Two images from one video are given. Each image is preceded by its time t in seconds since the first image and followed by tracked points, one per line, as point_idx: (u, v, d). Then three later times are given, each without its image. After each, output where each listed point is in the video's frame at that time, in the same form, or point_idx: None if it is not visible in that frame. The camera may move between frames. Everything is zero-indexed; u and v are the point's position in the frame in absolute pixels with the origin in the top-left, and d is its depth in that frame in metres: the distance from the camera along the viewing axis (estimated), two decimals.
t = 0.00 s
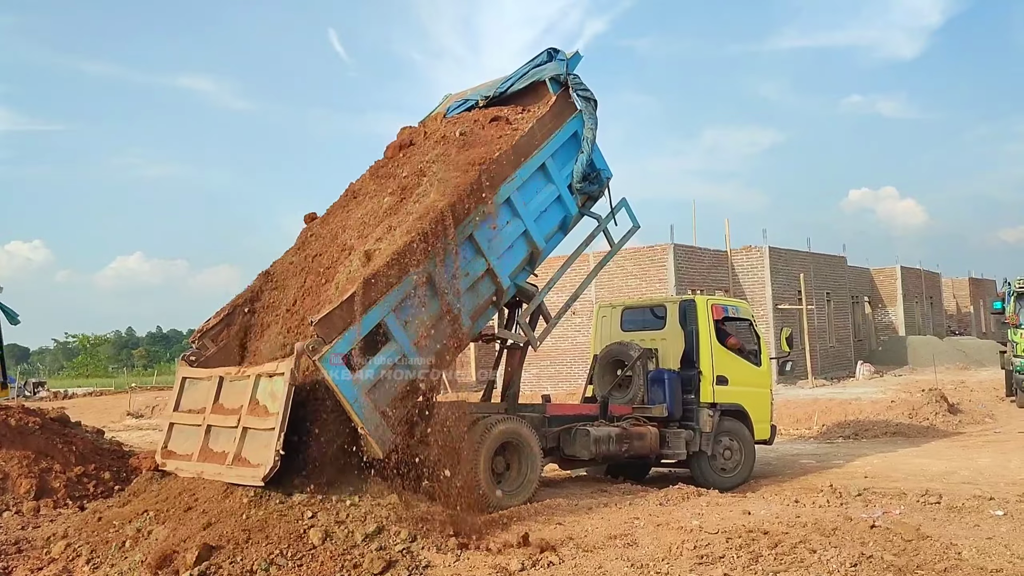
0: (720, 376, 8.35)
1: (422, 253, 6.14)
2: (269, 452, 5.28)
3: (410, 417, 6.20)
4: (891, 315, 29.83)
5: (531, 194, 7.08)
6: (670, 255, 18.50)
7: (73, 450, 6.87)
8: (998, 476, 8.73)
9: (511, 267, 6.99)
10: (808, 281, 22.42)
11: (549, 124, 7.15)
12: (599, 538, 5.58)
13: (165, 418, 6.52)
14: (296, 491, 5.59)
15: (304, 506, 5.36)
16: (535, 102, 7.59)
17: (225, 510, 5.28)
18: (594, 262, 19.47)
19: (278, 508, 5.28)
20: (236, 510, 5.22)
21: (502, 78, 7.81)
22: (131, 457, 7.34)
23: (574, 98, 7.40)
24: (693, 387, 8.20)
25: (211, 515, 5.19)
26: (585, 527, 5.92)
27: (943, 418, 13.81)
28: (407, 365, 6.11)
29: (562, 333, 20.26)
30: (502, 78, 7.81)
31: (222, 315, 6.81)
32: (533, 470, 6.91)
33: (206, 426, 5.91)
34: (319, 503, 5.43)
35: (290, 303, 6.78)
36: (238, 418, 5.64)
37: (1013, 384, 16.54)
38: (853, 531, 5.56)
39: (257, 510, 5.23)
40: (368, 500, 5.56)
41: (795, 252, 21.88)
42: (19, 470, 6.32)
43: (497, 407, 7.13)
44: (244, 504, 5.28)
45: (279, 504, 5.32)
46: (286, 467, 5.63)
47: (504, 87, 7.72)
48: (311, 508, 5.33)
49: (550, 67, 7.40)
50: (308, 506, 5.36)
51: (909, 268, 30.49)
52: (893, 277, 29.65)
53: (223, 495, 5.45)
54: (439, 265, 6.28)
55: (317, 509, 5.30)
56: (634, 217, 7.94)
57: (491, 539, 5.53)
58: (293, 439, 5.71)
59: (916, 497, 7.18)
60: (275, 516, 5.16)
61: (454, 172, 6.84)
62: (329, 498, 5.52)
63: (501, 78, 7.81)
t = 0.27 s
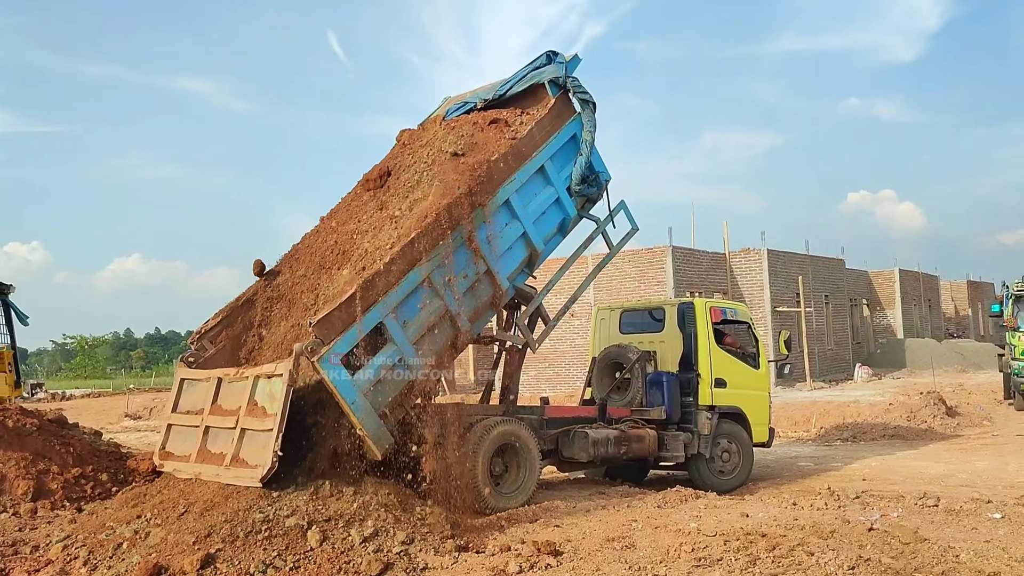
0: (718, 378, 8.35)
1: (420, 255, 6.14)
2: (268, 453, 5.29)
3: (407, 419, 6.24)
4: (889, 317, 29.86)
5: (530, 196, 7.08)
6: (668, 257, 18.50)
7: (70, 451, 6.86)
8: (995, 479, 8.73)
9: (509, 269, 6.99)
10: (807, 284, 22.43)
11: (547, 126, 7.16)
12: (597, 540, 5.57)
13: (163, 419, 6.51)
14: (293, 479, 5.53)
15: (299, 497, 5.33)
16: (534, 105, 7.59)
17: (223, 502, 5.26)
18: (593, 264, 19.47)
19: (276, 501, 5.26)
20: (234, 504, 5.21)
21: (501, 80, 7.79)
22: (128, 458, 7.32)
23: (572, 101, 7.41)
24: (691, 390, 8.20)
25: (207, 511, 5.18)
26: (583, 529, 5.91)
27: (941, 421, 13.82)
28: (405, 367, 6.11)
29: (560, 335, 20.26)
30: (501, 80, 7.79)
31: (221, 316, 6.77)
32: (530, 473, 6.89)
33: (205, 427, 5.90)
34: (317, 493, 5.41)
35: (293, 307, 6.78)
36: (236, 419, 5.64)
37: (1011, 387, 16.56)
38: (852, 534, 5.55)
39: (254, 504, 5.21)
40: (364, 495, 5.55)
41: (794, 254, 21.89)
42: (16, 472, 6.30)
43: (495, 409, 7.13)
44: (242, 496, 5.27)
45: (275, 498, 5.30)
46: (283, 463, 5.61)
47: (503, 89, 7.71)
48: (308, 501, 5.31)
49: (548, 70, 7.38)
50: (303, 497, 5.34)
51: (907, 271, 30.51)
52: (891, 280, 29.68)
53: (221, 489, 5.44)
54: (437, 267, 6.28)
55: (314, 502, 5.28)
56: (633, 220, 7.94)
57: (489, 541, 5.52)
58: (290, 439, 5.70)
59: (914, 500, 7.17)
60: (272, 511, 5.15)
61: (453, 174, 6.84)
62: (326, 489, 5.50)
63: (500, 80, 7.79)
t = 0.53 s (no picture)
0: (717, 380, 8.35)
1: (418, 256, 6.14)
2: (265, 455, 5.28)
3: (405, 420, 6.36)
4: (887, 320, 29.89)
5: (528, 198, 7.09)
6: (667, 259, 18.52)
7: (68, 452, 6.86)
8: (993, 481, 8.74)
9: (507, 271, 6.99)
10: (805, 286, 22.46)
11: (546, 128, 7.16)
12: (595, 542, 5.57)
13: (161, 420, 6.51)
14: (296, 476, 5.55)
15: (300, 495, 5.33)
16: (533, 106, 7.59)
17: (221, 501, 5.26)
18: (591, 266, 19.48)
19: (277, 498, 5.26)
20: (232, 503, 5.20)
21: (499, 82, 7.78)
22: (126, 459, 7.32)
23: (571, 102, 7.42)
24: (690, 392, 8.20)
25: (207, 511, 5.18)
26: (581, 531, 5.90)
27: (939, 424, 13.83)
28: (403, 368, 6.11)
29: (559, 337, 20.26)
30: (500, 82, 7.78)
31: (219, 317, 6.75)
32: (528, 475, 6.87)
33: (202, 429, 5.90)
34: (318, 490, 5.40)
35: (293, 309, 6.77)
36: (234, 420, 5.63)
37: (1009, 390, 16.57)
38: (850, 536, 5.55)
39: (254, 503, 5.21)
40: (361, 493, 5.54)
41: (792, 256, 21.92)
42: (13, 473, 6.30)
43: (493, 411, 7.12)
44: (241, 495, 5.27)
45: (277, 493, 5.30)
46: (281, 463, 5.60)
47: (501, 91, 7.70)
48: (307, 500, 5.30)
49: (547, 71, 7.37)
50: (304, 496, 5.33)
51: (906, 273, 30.54)
52: (889, 282, 29.71)
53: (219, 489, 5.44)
54: (435, 268, 6.28)
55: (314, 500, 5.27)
56: (631, 221, 7.95)
57: (488, 543, 5.51)
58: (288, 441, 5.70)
59: (912, 503, 7.17)
60: (272, 510, 5.15)
61: (452, 175, 6.84)
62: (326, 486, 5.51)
63: (499, 82, 7.78)
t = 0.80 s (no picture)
0: (716, 382, 8.35)
1: (417, 257, 6.15)
2: (263, 456, 5.29)
3: (404, 421, 6.41)
4: (886, 322, 29.90)
5: (527, 199, 7.10)
6: (666, 261, 18.54)
7: (67, 453, 6.87)
8: (992, 484, 8.74)
9: (506, 272, 7.00)
10: (804, 289, 22.48)
11: (545, 129, 7.17)
12: (594, 544, 5.57)
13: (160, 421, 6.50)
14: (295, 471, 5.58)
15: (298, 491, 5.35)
16: (532, 108, 7.60)
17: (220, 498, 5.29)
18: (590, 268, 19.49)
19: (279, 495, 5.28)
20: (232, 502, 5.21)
21: (499, 84, 7.78)
22: (125, 460, 7.31)
23: (570, 104, 7.42)
24: (689, 394, 8.20)
25: (207, 510, 5.20)
26: (580, 533, 5.90)
27: (937, 427, 13.84)
28: (402, 369, 6.11)
29: (557, 339, 20.27)
30: (499, 83, 7.78)
31: (218, 318, 6.76)
32: (526, 475, 6.86)
33: (201, 429, 5.90)
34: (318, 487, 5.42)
35: (293, 311, 6.78)
36: (233, 421, 5.64)
37: (1008, 393, 16.58)
38: (848, 539, 5.55)
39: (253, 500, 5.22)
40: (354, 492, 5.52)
41: (791, 259, 21.94)
42: (11, 473, 6.29)
43: (491, 412, 7.11)
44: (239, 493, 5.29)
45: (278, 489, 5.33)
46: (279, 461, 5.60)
47: (501, 92, 7.70)
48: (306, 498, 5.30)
49: (546, 73, 7.38)
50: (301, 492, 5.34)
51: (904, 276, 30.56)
52: (888, 285, 29.74)
53: (216, 489, 5.44)
54: (434, 270, 6.28)
55: (314, 497, 5.27)
56: (631, 223, 7.95)
57: (487, 545, 5.51)
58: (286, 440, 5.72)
59: (911, 505, 7.18)
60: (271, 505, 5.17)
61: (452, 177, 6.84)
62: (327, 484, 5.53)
63: (499, 84, 7.79)
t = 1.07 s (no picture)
0: (715, 385, 8.36)
1: (417, 259, 6.15)
2: (263, 456, 5.29)
3: (405, 422, 6.44)
4: (886, 325, 29.90)
5: (528, 201, 7.10)
6: (666, 263, 18.54)
7: (66, 453, 6.86)
8: (991, 487, 8.74)
9: (507, 274, 7.00)
10: (804, 291, 22.49)
11: (545, 132, 7.18)
12: (593, 546, 5.57)
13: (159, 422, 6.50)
14: (295, 471, 5.57)
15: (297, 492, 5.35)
16: (533, 110, 7.61)
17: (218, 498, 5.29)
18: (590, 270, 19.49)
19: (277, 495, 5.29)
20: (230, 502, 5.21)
21: (500, 86, 7.79)
22: (124, 460, 7.32)
23: (571, 106, 7.43)
24: (688, 396, 8.20)
25: (206, 510, 5.20)
26: (579, 535, 5.90)
27: (937, 429, 13.84)
28: (402, 371, 6.11)
29: (557, 341, 20.27)
30: (500, 85, 7.79)
31: (219, 318, 6.71)
32: (527, 477, 6.86)
33: (200, 430, 5.90)
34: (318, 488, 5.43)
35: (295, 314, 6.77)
36: (232, 421, 5.64)
37: (1008, 396, 16.58)
38: (847, 541, 5.56)
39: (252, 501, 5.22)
40: (356, 493, 5.53)
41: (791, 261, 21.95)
42: (10, 474, 6.29)
43: (491, 414, 7.12)
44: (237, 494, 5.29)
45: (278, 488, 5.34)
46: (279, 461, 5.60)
47: (502, 95, 7.71)
48: (305, 499, 5.30)
49: (547, 75, 7.38)
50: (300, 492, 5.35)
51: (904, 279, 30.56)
52: (888, 287, 29.75)
53: (214, 490, 5.44)
54: (435, 272, 6.29)
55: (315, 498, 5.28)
56: (631, 225, 7.96)
57: (486, 547, 5.51)
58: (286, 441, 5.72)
59: (910, 508, 7.18)
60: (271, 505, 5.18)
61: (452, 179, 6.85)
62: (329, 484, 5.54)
63: (500, 86, 7.79)
